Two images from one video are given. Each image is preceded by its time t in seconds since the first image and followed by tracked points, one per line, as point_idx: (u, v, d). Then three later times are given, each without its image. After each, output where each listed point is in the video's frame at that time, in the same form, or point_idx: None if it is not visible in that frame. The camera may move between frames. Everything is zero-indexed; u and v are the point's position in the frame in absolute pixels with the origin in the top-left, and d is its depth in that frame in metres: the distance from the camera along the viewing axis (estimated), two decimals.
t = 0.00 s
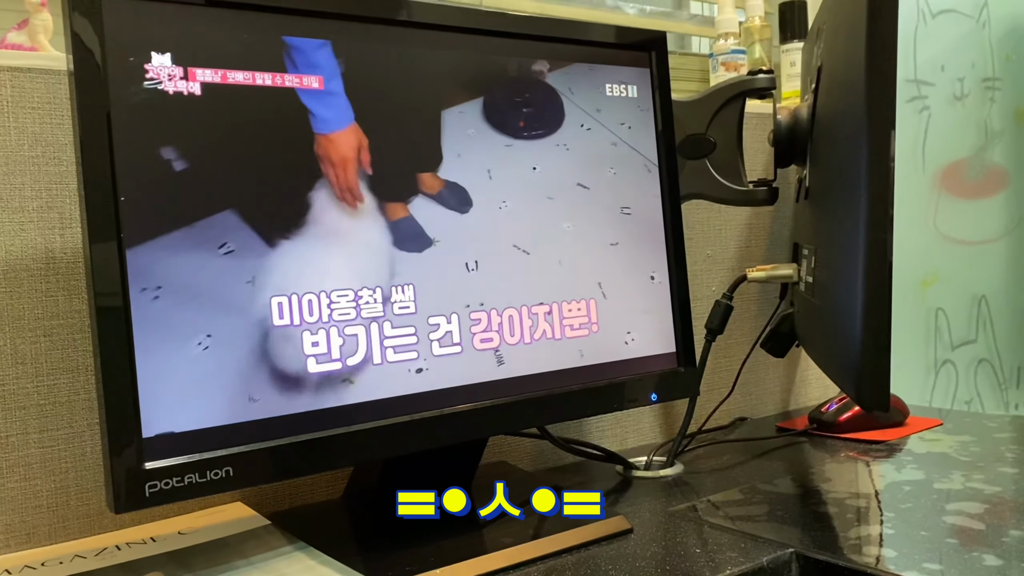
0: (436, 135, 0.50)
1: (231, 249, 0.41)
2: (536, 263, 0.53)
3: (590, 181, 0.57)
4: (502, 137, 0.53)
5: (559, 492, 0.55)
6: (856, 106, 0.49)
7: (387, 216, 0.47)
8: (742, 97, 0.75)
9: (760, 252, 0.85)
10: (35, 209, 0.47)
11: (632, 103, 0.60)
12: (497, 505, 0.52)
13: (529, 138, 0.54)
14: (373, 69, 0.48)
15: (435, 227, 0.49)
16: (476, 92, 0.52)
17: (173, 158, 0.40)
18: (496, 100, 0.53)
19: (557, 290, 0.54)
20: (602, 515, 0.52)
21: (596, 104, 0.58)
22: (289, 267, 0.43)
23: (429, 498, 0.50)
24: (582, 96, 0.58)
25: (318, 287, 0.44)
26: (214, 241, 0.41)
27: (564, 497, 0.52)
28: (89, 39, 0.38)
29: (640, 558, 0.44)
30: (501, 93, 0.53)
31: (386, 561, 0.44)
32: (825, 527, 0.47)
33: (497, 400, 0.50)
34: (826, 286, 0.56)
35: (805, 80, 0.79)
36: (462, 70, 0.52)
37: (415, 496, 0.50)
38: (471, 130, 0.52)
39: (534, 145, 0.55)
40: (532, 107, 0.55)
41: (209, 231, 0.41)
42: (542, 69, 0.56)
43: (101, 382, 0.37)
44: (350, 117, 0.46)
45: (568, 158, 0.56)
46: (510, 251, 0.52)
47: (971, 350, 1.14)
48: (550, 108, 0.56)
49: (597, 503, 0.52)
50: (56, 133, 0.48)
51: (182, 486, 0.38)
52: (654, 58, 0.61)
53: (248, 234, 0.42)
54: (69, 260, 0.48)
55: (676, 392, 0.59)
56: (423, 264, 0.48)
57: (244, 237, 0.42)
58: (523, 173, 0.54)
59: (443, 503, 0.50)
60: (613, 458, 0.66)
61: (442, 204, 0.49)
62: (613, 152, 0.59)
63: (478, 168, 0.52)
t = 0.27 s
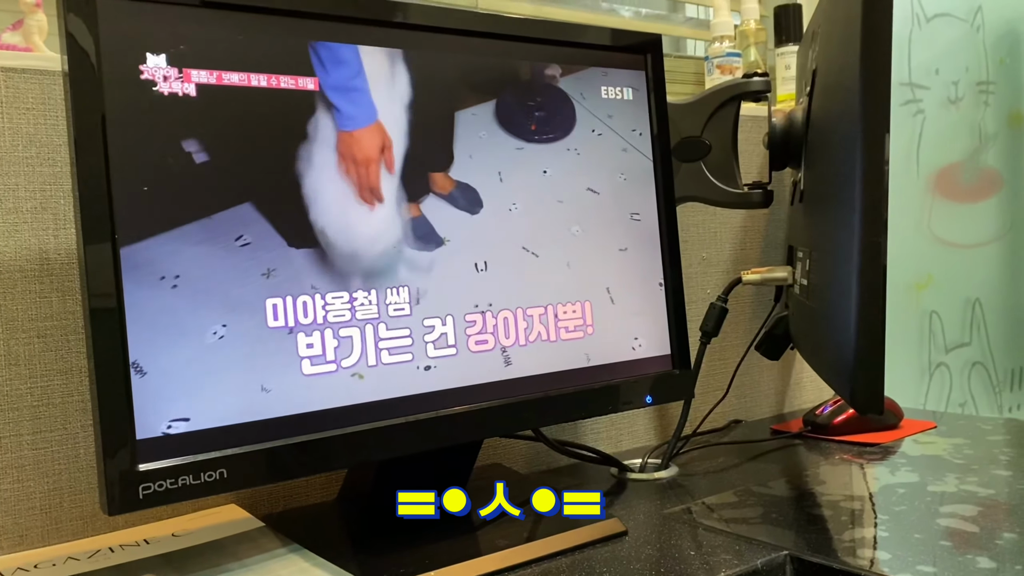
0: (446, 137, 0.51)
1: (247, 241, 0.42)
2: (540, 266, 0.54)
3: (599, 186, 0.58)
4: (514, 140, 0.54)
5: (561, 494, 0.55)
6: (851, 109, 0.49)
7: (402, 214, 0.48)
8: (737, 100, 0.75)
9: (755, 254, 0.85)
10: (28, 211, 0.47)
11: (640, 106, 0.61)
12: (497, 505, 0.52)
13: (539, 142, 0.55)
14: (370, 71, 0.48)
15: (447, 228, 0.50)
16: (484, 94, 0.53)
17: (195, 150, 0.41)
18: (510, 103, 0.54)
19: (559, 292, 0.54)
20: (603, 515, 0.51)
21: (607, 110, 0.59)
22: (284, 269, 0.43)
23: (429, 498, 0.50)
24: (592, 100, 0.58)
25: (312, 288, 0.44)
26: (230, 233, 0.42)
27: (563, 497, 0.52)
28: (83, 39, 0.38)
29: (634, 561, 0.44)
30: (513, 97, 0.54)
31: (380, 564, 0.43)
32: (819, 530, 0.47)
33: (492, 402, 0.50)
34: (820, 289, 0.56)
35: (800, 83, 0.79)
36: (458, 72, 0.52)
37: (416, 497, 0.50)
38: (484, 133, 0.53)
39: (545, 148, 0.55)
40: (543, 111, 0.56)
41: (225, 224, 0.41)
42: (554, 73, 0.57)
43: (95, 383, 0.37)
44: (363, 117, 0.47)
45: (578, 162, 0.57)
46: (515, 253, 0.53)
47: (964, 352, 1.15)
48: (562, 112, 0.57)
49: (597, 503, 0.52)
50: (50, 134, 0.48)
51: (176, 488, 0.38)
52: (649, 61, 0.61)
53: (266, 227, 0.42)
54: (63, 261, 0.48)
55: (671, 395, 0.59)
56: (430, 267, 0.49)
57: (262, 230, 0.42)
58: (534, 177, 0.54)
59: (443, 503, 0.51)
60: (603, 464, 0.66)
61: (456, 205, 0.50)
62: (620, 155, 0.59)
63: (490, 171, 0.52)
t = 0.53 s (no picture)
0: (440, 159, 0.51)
1: (243, 261, 0.42)
2: (530, 288, 0.54)
3: (595, 210, 0.58)
4: (510, 162, 0.54)
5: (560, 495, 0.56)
6: (841, 116, 0.49)
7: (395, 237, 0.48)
8: (728, 106, 0.75)
9: (745, 260, 0.86)
10: (17, 213, 0.47)
11: (634, 126, 0.61)
12: (497, 505, 0.53)
13: (534, 163, 0.55)
14: (365, 79, 0.48)
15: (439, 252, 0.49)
16: (479, 113, 0.53)
17: (193, 170, 0.41)
18: (507, 126, 0.54)
19: (548, 313, 0.54)
20: (602, 515, 0.53)
21: (604, 132, 0.59)
22: (275, 273, 0.43)
23: (429, 499, 0.51)
24: (588, 119, 0.58)
25: (302, 293, 0.44)
26: (227, 253, 0.41)
27: (564, 497, 0.53)
28: (74, 42, 0.38)
29: (624, 566, 0.44)
30: (510, 119, 0.54)
31: (370, 569, 0.43)
32: (808, 535, 0.47)
33: (482, 407, 0.50)
34: (811, 295, 0.56)
35: (790, 90, 0.79)
36: (450, 77, 0.52)
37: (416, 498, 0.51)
38: (479, 155, 0.52)
39: (540, 170, 0.55)
40: (540, 133, 0.56)
41: (222, 243, 0.41)
42: (551, 96, 0.57)
43: (83, 388, 0.37)
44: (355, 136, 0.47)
45: (573, 184, 0.57)
46: (504, 273, 0.53)
47: (954, 359, 1.15)
48: (559, 133, 0.57)
49: (597, 503, 0.53)
50: (39, 137, 0.48)
51: (164, 494, 0.38)
52: (641, 67, 0.61)
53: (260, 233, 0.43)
54: (52, 264, 0.48)
55: (661, 400, 0.59)
56: (423, 285, 0.48)
57: (258, 252, 0.42)
58: (529, 198, 0.54)
59: (443, 503, 0.52)
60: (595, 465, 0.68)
61: (452, 228, 0.50)
62: (612, 175, 0.59)
63: (485, 193, 0.52)
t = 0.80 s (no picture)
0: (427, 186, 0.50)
1: (226, 290, 0.42)
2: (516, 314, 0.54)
3: (582, 235, 0.58)
4: (497, 189, 0.54)
5: (559, 498, 0.58)
6: (826, 128, 0.50)
7: (381, 264, 0.47)
8: (714, 117, 0.75)
9: (731, 270, 0.86)
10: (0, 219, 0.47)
11: (619, 149, 0.61)
12: (497, 505, 0.55)
13: (520, 189, 0.55)
14: (352, 104, 0.48)
15: (423, 278, 0.49)
16: (466, 138, 0.53)
17: (178, 199, 0.41)
18: (494, 153, 0.54)
19: (533, 337, 0.54)
20: (602, 515, 0.56)
21: (590, 157, 0.59)
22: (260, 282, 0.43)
23: (429, 498, 0.52)
24: (575, 145, 0.59)
25: (288, 301, 0.44)
26: (211, 282, 0.41)
27: (564, 497, 0.56)
28: (60, 48, 0.37)
29: None
30: (498, 146, 0.54)
31: None
32: (793, 545, 0.48)
33: (467, 416, 0.50)
34: (795, 306, 0.56)
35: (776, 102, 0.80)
36: (438, 86, 0.52)
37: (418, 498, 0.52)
38: (465, 181, 0.52)
39: (526, 197, 0.55)
40: (527, 160, 0.56)
41: (209, 273, 0.41)
42: (536, 122, 0.57)
43: (65, 395, 0.36)
44: (338, 158, 0.46)
45: (559, 210, 0.57)
46: (488, 298, 0.52)
47: (937, 370, 1.16)
48: (546, 160, 0.57)
49: (597, 503, 0.56)
50: (23, 142, 0.48)
51: (147, 502, 0.37)
52: (628, 77, 0.62)
53: (245, 239, 0.42)
54: (35, 270, 0.48)
55: (647, 409, 0.59)
56: (409, 312, 0.48)
57: (242, 280, 0.42)
58: (515, 224, 0.54)
59: (444, 503, 0.53)
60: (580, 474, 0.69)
61: (439, 254, 0.50)
62: (597, 200, 0.59)
63: (471, 220, 0.52)
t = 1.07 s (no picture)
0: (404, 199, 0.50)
1: (196, 305, 0.41)
2: (491, 329, 0.53)
3: (557, 250, 0.58)
4: (472, 203, 0.54)
5: (559, 499, 0.61)
6: (804, 144, 0.50)
7: (354, 278, 0.47)
8: (694, 133, 0.76)
9: (710, 285, 0.86)
10: None
11: (598, 167, 0.61)
12: (498, 505, 0.58)
13: (495, 204, 0.55)
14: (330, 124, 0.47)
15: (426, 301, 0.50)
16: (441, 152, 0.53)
17: (146, 213, 0.40)
18: (469, 168, 0.54)
19: (508, 353, 0.54)
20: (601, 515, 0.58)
21: (566, 173, 0.59)
22: (239, 294, 0.43)
23: (429, 499, 0.53)
24: (551, 161, 0.59)
25: (266, 314, 0.43)
26: (179, 296, 0.41)
27: (564, 498, 0.59)
28: (38, 56, 0.37)
29: None
30: (473, 162, 0.54)
31: None
32: (770, 560, 0.48)
33: (446, 430, 0.49)
34: (773, 320, 0.57)
35: (755, 118, 0.81)
36: (418, 100, 0.52)
37: (417, 498, 0.53)
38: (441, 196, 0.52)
39: (501, 212, 0.55)
40: (502, 175, 0.56)
41: (176, 286, 0.41)
42: (513, 139, 0.57)
43: (37, 406, 0.36)
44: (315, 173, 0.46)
45: (534, 225, 0.57)
46: (464, 313, 0.52)
47: (913, 385, 1.17)
48: (521, 176, 0.57)
49: (596, 503, 0.59)
50: None
51: (119, 516, 0.37)
52: (608, 92, 0.62)
53: (222, 249, 0.42)
54: (9, 280, 0.47)
55: (627, 422, 0.59)
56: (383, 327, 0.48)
57: (213, 295, 0.42)
58: (491, 239, 0.54)
59: (443, 503, 0.56)
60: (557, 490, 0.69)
61: (414, 269, 0.50)
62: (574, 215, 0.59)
63: (447, 234, 0.52)
